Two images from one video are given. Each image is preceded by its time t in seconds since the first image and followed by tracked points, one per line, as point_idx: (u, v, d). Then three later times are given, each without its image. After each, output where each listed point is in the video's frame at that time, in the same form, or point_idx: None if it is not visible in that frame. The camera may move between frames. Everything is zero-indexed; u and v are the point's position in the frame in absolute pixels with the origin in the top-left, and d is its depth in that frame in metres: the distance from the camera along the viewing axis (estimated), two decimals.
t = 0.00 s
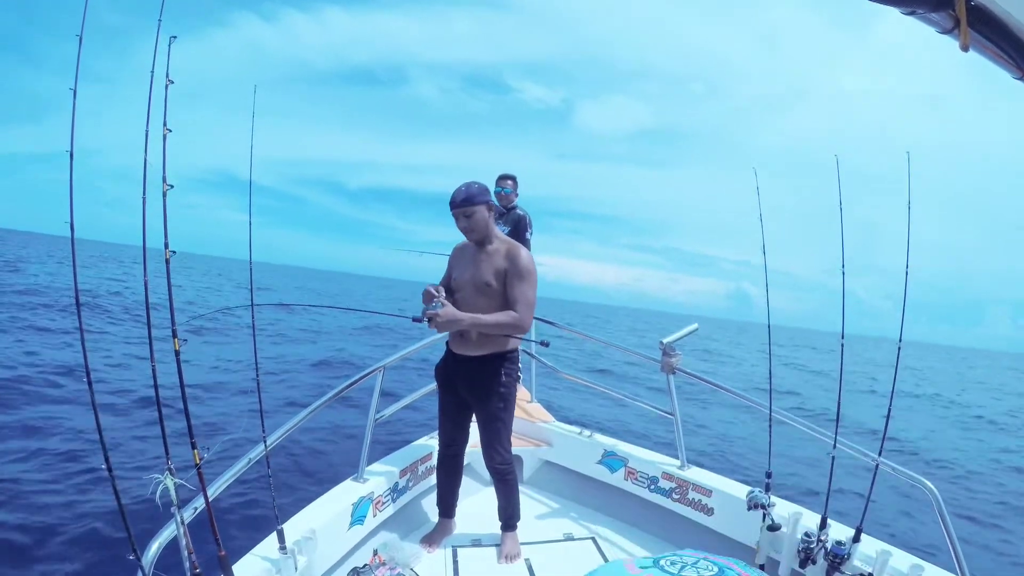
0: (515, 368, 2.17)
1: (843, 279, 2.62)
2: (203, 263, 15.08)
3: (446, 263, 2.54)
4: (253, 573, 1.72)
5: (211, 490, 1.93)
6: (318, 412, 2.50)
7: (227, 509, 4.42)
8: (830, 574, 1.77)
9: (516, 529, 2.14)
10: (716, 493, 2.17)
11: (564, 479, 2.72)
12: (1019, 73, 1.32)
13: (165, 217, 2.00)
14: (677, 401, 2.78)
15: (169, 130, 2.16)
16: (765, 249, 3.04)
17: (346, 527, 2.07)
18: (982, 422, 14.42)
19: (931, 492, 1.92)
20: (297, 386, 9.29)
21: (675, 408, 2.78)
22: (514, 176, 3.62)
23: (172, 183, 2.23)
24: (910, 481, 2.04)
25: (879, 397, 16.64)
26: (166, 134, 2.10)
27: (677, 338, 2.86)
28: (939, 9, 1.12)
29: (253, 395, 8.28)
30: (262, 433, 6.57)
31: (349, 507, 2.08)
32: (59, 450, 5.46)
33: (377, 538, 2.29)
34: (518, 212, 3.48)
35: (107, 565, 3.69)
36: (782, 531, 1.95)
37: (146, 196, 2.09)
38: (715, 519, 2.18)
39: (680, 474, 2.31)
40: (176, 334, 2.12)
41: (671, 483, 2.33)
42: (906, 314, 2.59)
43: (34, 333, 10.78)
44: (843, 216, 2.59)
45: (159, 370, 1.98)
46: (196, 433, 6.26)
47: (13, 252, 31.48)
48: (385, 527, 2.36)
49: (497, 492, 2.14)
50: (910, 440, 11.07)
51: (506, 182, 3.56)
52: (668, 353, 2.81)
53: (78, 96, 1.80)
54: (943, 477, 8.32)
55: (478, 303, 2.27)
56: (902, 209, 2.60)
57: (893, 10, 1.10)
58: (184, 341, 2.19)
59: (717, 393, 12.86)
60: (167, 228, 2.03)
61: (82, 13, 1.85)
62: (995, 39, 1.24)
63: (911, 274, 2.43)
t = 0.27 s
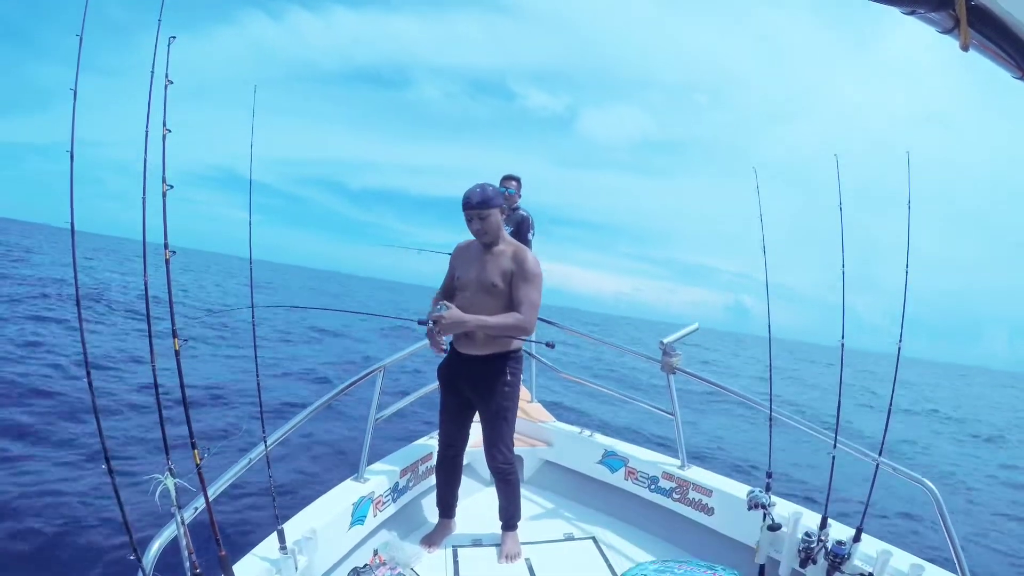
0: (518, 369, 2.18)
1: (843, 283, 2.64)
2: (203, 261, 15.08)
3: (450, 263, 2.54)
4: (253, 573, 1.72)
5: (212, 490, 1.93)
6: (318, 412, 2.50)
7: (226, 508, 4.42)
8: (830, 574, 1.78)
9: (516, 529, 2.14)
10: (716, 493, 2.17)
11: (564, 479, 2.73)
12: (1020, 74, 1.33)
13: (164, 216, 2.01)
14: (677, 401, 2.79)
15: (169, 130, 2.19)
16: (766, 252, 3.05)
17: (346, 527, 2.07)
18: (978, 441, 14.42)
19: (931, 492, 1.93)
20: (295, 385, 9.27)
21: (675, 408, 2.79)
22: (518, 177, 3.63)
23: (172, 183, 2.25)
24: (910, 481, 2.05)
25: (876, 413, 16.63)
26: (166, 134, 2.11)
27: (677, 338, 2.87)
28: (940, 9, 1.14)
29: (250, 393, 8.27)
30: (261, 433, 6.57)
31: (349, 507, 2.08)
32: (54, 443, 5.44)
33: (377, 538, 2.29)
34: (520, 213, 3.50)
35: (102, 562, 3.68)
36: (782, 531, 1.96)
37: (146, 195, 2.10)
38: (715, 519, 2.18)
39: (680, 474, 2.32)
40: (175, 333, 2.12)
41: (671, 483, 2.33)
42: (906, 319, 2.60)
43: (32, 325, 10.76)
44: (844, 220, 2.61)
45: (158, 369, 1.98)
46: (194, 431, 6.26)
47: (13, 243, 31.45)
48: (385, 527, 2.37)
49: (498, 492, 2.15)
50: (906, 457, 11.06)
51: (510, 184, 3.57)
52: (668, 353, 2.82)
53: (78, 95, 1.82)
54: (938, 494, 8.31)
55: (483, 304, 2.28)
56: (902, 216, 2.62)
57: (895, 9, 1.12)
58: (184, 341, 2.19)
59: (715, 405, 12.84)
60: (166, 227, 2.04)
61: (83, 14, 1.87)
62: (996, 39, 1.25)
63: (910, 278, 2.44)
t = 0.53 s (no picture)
0: (519, 368, 2.19)
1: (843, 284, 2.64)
2: (205, 262, 15.11)
3: (450, 261, 2.55)
4: (254, 573, 1.72)
5: (213, 490, 1.94)
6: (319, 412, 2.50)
7: (226, 509, 4.41)
8: (831, 574, 1.79)
9: (516, 529, 2.14)
10: (717, 493, 2.17)
11: (565, 479, 2.72)
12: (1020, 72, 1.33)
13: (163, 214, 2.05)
14: (678, 400, 2.79)
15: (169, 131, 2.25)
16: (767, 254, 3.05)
17: (347, 527, 2.08)
18: (979, 447, 14.39)
19: (932, 492, 1.94)
20: (295, 386, 9.27)
21: (676, 407, 2.79)
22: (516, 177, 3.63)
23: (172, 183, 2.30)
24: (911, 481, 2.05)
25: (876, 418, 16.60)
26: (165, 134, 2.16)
27: (678, 337, 2.87)
28: (940, 8, 1.14)
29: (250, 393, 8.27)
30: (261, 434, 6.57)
31: (350, 507, 2.08)
32: (54, 442, 5.44)
33: (378, 538, 2.29)
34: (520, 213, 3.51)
35: (102, 563, 3.67)
36: (783, 530, 1.96)
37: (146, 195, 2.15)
38: (716, 518, 2.18)
39: (681, 474, 2.32)
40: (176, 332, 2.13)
41: (672, 482, 2.33)
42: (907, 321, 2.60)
43: (32, 323, 10.77)
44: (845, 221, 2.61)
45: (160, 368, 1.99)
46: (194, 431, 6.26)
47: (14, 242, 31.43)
48: (386, 527, 2.37)
49: (498, 491, 2.15)
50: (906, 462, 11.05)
51: (510, 183, 3.58)
52: (669, 352, 2.82)
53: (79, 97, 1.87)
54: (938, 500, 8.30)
55: (484, 302, 2.29)
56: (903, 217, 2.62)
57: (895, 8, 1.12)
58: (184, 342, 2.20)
59: (715, 409, 12.83)
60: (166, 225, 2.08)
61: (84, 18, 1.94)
62: (996, 38, 1.25)
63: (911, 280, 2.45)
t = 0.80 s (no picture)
0: (515, 368, 2.18)
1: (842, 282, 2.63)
2: (204, 265, 15.11)
3: (447, 260, 2.54)
4: (254, 573, 1.73)
5: (212, 490, 1.94)
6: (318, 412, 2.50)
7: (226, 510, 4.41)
8: (831, 574, 1.79)
9: (516, 529, 2.14)
10: (717, 493, 2.17)
11: (565, 479, 2.72)
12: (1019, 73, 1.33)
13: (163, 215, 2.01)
14: (677, 400, 2.78)
15: (169, 130, 2.21)
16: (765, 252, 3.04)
17: (346, 527, 2.08)
18: (980, 439, 14.40)
19: (932, 491, 1.92)
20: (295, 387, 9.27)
21: (675, 407, 2.78)
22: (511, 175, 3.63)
23: (172, 183, 2.27)
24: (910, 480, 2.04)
25: (877, 412, 16.62)
26: (165, 134, 2.14)
27: (677, 338, 2.87)
28: (940, 7, 1.14)
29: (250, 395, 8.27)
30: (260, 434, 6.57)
31: (350, 507, 2.09)
32: (53, 447, 5.43)
33: (378, 538, 2.29)
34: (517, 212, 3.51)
35: (103, 566, 3.67)
36: (783, 531, 1.96)
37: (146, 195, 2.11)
38: (716, 518, 2.18)
39: (681, 474, 2.31)
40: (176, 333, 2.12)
41: (671, 482, 2.33)
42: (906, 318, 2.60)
43: (31, 330, 10.76)
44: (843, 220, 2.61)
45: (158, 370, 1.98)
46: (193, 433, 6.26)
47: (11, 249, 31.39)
48: (386, 527, 2.37)
49: (497, 491, 2.15)
50: (908, 456, 11.05)
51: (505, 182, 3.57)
52: (668, 353, 2.82)
53: (78, 95, 1.84)
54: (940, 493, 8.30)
55: (480, 301, 2.29)
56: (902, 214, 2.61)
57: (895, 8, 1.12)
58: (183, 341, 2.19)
59: (716, 405, 12.83)
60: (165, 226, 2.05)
61: (84, 15, 1.91)
62: (996, 38, 1.25)
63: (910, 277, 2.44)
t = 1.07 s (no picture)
0: (511, 369, 2.17)
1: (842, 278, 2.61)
2: (202, 270, 15.08)
3: (440, 260, 2.52)
4: (253, 573, 1.72)
5: (211, 491, 1.93)
6: (316, 413, 2.50)
7: (225, 513, 4.41)
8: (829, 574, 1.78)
9: (515, 530, 2.13)
10: (716, 493, 2.16)
11: (564, 479, 2.72)
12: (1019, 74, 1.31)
13: (165, 216, 1.97)
14: (676, 400, 2.77)
15: (170, 130, 2.15)
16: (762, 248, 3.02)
17: (346, 526, 2.07)
18: (983, 417, 14.44)
19: (932, 492, 1.87)
20: (297, 390, 9.28)
21: (674, 407, 2.77)
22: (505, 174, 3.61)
23: (172, 185, 2.21)
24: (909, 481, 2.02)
25: (879, 393, 16.65)
26: (165, 134, 2.09)
27: (677, 338, 2.85)
28: (938, 9, 1.12)
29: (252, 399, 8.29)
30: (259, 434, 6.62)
31: (349, 507, 2.08)
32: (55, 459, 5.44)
33: (378, 538, 2.28)
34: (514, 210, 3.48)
35: None
36: (782, 531, 1.95)
37: (145, 196, 2.05)
38: (715, 519, 2.17)
39: (680, 474, 2.31)
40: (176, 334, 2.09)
41: (670, 483, 2.32)
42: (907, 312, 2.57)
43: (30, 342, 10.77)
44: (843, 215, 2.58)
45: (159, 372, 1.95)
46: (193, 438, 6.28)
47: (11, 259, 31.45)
48: (386, 527, 2.36)
49: (496, 491, 2.14)
50: (911, 436, 11.08)
51: (500, 181, 3.55)
52: (668, 353, 2.80)
53: (77, 94, 1.79)
54: (944, 472, 8.33)
55: (476, 301, 2.27)
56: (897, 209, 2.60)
57: (893, 10, 1.10)
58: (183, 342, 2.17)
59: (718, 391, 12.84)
60: (166, 227, 2.00)
61: (83, 14, 1.86)
62: (996, 39, 1.23)
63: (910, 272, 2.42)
